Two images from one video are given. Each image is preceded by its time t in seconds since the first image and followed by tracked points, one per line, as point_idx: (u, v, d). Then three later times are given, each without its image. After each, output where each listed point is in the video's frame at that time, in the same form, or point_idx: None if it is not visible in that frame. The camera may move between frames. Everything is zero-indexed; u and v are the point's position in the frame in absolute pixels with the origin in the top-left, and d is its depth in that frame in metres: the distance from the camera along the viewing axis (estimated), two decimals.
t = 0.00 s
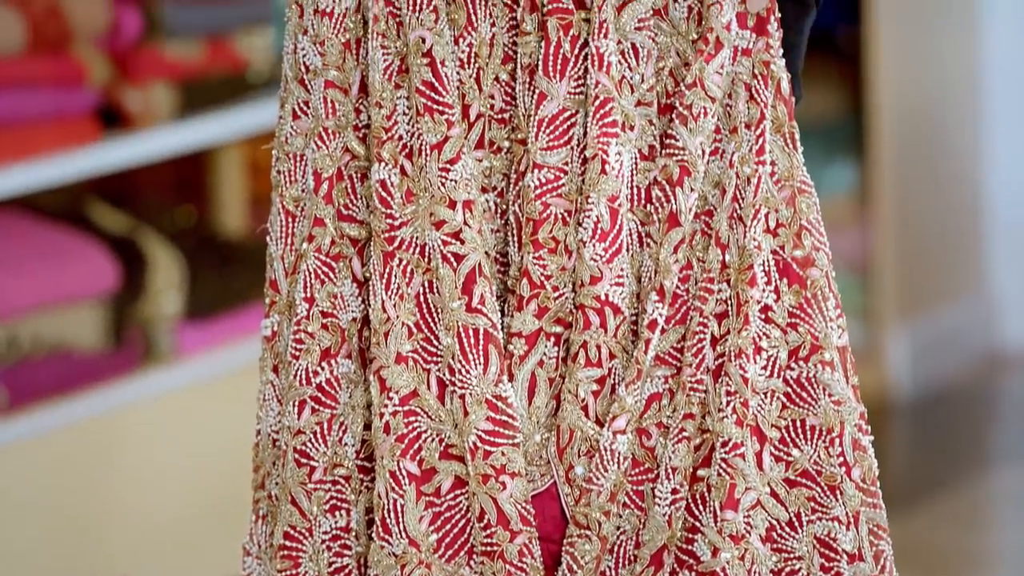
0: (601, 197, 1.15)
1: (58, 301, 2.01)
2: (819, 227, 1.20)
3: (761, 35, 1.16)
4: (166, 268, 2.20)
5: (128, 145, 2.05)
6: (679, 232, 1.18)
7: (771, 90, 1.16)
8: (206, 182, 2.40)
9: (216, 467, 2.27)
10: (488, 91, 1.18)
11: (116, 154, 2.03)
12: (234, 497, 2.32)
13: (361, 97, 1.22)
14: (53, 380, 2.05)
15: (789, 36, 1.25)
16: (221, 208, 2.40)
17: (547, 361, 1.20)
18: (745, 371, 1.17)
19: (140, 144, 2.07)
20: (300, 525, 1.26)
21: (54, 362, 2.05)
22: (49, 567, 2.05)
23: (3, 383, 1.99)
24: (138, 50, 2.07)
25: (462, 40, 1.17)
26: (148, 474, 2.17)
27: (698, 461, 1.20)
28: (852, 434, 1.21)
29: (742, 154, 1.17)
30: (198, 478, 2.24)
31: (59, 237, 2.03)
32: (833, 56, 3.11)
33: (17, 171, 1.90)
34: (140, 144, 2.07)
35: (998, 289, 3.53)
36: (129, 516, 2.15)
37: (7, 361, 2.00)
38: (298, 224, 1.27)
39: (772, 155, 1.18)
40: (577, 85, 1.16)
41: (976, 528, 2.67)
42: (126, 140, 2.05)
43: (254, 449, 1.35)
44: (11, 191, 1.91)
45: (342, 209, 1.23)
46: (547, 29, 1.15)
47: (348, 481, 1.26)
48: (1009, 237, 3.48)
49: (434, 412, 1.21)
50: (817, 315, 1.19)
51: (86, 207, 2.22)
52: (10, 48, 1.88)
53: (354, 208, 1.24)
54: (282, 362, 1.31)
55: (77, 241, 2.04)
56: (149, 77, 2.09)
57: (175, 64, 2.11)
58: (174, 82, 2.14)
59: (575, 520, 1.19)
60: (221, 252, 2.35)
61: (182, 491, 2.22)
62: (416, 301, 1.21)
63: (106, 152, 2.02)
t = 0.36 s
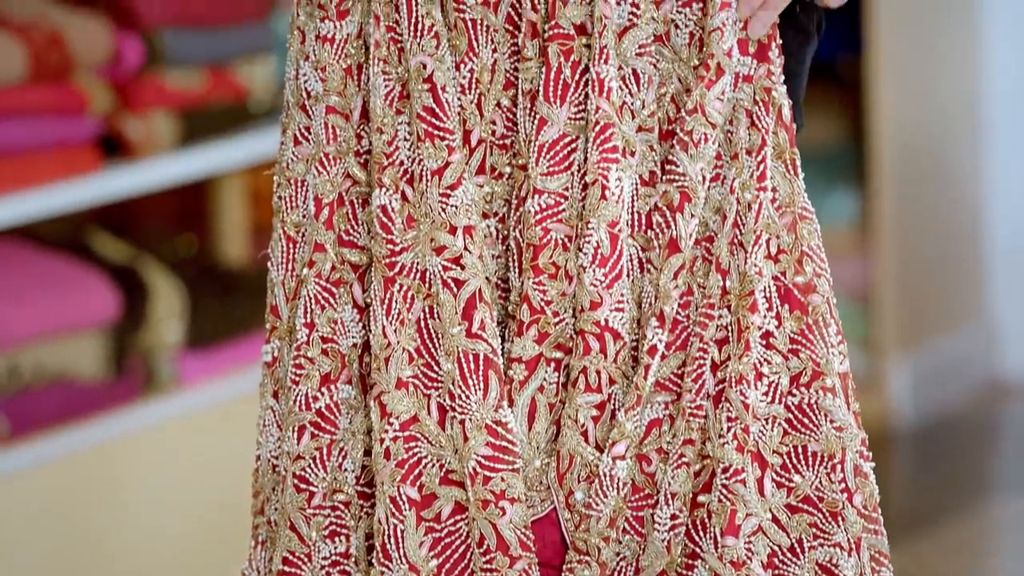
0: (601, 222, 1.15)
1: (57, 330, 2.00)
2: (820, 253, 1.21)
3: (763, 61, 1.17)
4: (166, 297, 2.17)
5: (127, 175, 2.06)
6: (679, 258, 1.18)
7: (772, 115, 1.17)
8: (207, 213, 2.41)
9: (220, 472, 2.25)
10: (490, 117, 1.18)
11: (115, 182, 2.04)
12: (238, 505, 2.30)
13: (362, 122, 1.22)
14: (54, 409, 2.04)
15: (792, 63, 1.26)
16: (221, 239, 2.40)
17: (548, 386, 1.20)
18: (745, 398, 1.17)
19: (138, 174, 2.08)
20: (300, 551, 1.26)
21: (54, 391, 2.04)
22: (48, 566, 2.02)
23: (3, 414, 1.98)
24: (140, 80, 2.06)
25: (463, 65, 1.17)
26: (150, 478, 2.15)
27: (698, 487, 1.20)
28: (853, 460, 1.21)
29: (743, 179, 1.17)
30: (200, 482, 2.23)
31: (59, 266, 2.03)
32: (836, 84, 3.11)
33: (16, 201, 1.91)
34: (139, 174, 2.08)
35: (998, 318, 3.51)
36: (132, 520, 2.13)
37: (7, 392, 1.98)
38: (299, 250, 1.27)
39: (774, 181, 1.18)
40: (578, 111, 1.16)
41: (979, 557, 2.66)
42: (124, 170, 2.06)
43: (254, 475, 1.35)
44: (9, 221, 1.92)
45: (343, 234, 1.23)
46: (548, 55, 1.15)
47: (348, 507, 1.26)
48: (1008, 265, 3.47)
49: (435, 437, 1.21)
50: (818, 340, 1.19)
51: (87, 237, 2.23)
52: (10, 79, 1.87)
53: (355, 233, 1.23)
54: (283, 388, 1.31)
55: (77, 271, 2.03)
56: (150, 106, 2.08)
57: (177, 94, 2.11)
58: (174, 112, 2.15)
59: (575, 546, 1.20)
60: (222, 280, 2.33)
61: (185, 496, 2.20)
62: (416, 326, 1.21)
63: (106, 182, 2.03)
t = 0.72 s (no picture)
0: (604, 247, 1.15)
1: (58, 357, 1.99)
2: (823, 278, 1.20)
3: (764, 86, 1.17)
4: (170, 321, 2.16)
5: (129, 200, 2.06)
6: (681, 284, 1.17)
7: (775, 141, 1.17)
8: (211, 241, 2.44)
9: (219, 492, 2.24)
10: (493, 142, 1.19)
11: (120, 209, 2.04)
12: (240, 516, 2.28)
13: (365, 147, 1.23)
14: (56, 436, 2.03)
15: (794, 91, 1.26)
16: (224, 265, 2.43)
17: (551, 411, 1.20)
18: (748, 424, 1.17)
19: (140, 200, 2.07)
20: None
21: (56, 418, 2.03)
22: None
23: (7, 439, 1.96)
24: (142, 105, 2.07)
25: (466, 91, 1.18)
26: (151, 486, 2.14)
27: (701, 512, 1.20)
28: (856, 486, 1.20)
29: (745, 205, 1.17)
30: (201, 491, 2.21)
31: (62, 293, 2.03)
32: (835, 107, 3.12)
33: (18, 226, 1.91)
34: (140, 200, 2.07)
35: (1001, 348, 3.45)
36: (133, 527, 2.11)
37: (9, 417, 1.97)
38: (303, 274, 1.27)
39: (776, 207, 1.18)
40: (581, 136, 1.17)
41: None
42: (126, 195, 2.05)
43: (258, 501, 1.35)
44: (9, 248, 1.91)
45: (347, 259, 1.23)
46: (551, 80, 1.16)
47: (351, 532, 1.25)
48: (1013, 296, 3.40)
49: (438, 462, 1.20)
50: (820, 365, 1.19)
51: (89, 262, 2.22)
52: (14, 102, 1.88)
53: (358, 258, 1.24)
54: (287, 413, 1.30)
55: (81, 298, 2.03)
56: (152, 132, 2.09)
57: (179, 119, 2.12)
58: (178, 138, 2.15)
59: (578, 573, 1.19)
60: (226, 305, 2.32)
61: (185, 515, 2.19)
62: (420, 351, 1.20)
63: (109, 207, 2.03)
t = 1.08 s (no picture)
0: (605, 273, 1.15)
1: (59, 389, 1.98)
2: (823, 305, 1.21)
3: (766, 114, 1.18)
4: (173, 351, 2.14)
5: (132, 230, 2.07)
6: (682, 311, 1.18)
7: (776, 169, 1.17)
8: (214, 272, 2.41)
9: (220, 520, 2.24)
10: (495, 167, 1.18)
11: (122, 238, 2.06)
12: (241, 535, 2.28)
13: (368, 172, 1.23)
14: (58, 465, 2.02)
15: (795, 121, 1.27)
16: (225, 295, 2.39)
17: (552, 438, 1.20)
18: (750, 452, 1.17)
19: (142, 229, 2.09)
20: None
21: (59, 447, 2.02)
22: None
23: (9, 468, 1.95)
24: (146, 133, 2.07)
25: (468, 116, 1.18)
26: (154, 515, 2.14)
27: (704, 542, 1.20)
28: (858, 515, 1.20)
29: (747, 234, 1.18)
30: (202, 519, 2.21)
31: (66, 322, 2.03)
32: (837, 138, 2.92)
33: (19, 257, 1.93)
34: (142, 229, 2.09)
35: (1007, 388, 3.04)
36: (137, 540, 2.11)
37: (13, 447, 1.96)
38: (305, 300, 1.27)
39: (777, 235, 1.18)
40: (583, 162, 1.17)
41: None
42: (128, 224, 2.07)
43: (259, 526, 1.35)
44: (9, 278, 1.92)
45: (348, 284, 1.23)
46: (553, 105, 1.16)
47: (353, 558, 1.25)
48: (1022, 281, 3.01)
49: (439, 488, 1.20)
50: (823, 395, 1.19)
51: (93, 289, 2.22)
52: (19, 131, 1.90)
53: (361, 283, 1.24)
54: (288, 438, 1.30)
55: (85, 328, 2.02)
56: (156, 161, 2.09)
57: (183, 149, 2.11)
58: (182, 168, 2.16)
59: None
60: (227, 334, 2.29)
61: (186, 543, 2.19)
62: (422, 377, 1.20)
63: (112, 236, 2.05)
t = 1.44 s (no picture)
0: (609, 304, 1.15)
1: (61, 423, 1.98)
2: (827, 338, 1.20)
3: (769, 145, 1.18)
4: (175, 387, 2.14)
5: (134, 265, 2.07)
6: (685, 343, 1.17)
7: (780, 202, 1.18)
8: (217, 305, 2.37)
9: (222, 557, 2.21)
10: (499, 198, 1.18)
11: (122, 274, 2.05)
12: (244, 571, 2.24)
13: (371, 202, 1.23)
14: (59, 500, 2.01)
15: (799, 157, 1.27)
16: (227, 329, 2.36)
17: (555, 469, 1.19)
18: (754, 485, 1.17)
19: (145, 264, 2.09)
20: None
21: (60, 482, 2.01)
22: None
23: (9, 501, 1.95)
24: (147, 170, 2.07)
25: (472, 146, 1.18)
26: (153, 552, 2.12)
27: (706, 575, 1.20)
28: (861, 547, 1.20)
29: (751, 266, 1.18)
30: (204, 556, 2.19)
31: (69, 359, 2.02)
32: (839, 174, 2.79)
33: (19, 293, 1.93)
34: (145, 265, 2.09)
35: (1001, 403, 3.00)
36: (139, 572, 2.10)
37: (15, 481, 1.96)
38: (308, 329, 1.26)
39: (781, 267, 1.18)
40: (587, 193, 1.16)
41: None
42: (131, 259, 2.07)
43: (259, 554, 1.34)
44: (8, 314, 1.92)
45: (352, 313, 1.23)
46: (558, 135, 1.15)
47: None
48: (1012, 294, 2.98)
49: (441, 518, 1.21)
50: (825, 427, 1.19)
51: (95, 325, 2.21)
52: (20, 168, 1.91)
53: (363, 313, 1.23)
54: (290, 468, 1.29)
55: (87, 362, 2.03)
56: (157, 197, 2.09)
57: (185, 185, 2.11)
58: (183, 204, 2.15)
59: None
60: (229, 370, 2.29)
61: None
62: (424, 408, 1.20)
63: (113, 272, 2.04)
